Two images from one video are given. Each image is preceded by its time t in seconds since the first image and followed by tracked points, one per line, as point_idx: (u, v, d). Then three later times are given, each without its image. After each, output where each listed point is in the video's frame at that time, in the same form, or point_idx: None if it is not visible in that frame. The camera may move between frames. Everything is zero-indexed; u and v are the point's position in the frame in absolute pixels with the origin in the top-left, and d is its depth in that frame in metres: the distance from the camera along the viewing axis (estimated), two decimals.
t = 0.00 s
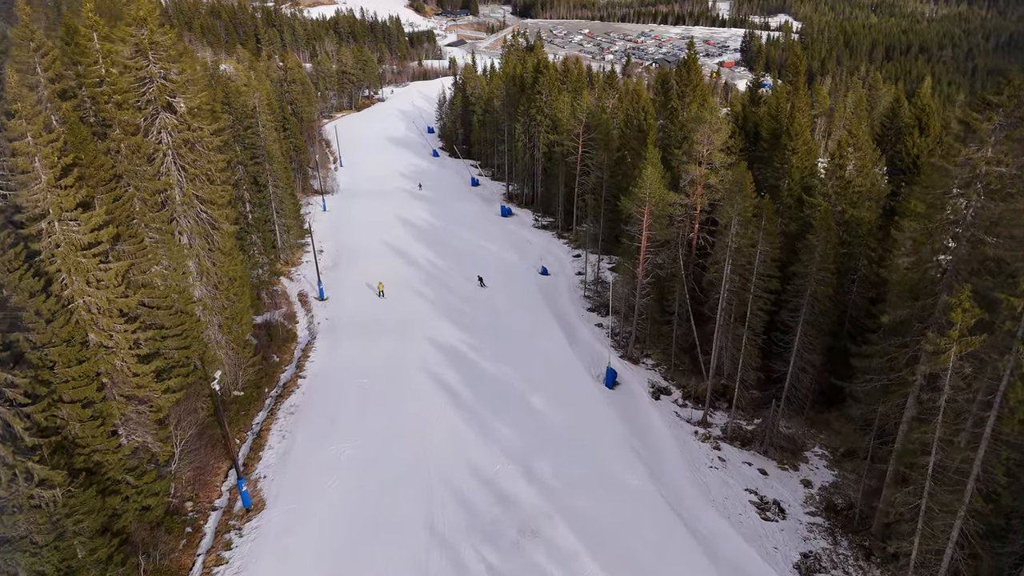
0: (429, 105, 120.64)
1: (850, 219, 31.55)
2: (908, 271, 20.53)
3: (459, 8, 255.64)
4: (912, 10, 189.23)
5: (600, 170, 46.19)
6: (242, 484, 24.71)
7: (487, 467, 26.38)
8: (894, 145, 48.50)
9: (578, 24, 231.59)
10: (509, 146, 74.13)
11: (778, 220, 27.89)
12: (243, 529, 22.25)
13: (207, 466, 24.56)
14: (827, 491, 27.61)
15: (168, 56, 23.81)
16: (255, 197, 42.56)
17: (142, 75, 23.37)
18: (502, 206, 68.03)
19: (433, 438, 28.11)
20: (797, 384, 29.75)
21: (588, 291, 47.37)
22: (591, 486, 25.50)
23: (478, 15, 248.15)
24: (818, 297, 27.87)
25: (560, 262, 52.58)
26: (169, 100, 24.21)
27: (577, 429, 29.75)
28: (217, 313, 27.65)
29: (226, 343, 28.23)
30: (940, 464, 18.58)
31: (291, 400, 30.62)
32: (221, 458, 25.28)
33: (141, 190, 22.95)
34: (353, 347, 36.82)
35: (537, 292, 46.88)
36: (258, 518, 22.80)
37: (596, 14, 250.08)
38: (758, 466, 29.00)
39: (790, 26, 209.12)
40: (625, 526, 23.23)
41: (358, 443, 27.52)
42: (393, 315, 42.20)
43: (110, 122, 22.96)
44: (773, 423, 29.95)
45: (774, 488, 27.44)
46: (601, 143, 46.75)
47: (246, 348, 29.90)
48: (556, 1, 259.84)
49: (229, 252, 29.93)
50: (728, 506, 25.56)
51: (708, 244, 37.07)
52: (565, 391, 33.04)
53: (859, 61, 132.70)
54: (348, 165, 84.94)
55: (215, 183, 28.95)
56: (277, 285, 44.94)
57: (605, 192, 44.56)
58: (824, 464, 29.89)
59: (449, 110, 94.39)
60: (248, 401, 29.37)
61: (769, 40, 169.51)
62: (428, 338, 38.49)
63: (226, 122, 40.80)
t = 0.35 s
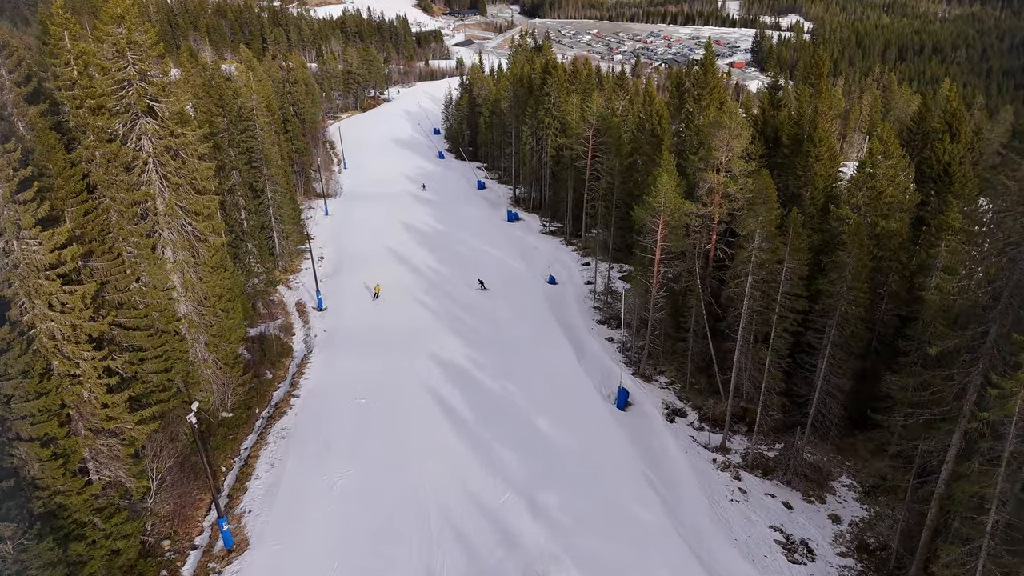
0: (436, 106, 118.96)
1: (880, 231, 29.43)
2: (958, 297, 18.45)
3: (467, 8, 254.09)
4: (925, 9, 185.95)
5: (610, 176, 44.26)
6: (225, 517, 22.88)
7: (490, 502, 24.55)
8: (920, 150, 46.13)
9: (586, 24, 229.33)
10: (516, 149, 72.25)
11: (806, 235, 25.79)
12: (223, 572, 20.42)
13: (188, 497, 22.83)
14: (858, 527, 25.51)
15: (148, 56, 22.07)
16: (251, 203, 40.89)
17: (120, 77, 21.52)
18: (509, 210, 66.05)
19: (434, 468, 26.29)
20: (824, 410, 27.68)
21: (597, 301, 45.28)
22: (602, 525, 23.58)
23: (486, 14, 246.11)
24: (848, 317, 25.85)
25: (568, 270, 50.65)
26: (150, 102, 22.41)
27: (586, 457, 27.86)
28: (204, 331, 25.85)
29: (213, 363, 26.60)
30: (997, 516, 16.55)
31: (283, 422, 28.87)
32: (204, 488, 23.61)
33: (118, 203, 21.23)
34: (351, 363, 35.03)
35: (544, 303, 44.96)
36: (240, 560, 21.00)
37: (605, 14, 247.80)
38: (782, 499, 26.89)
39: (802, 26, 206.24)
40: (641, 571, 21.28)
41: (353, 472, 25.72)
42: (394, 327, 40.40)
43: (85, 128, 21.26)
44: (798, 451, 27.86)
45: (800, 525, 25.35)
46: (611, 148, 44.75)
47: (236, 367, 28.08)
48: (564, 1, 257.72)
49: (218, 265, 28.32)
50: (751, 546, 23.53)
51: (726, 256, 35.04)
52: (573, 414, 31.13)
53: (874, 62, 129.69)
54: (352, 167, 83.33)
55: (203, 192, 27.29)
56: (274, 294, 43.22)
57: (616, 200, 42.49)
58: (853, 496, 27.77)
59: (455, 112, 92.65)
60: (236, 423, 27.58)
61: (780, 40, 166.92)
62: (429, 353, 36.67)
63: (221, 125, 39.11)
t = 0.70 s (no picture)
0: (442, 107, 117.26)
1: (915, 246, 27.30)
2: (1018, 328, 16.42)
3: (474, 8, 252.53)
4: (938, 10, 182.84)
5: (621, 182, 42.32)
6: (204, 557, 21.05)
7: (492, 540, 22.68)
8: (947, 157, 43.94)
9: (594, 24, 227.23)
10: (523, 152, 70.39)
11: (836, 252, 23.77)
12: None
13: (165, 536, 21.07)
14: (893, 571, 23.39)
15: (124, 57, 20.52)
16: (247, 210, 39.35)
17: (93, 79, 19.92)
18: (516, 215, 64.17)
19: (433, 499, 24.46)
20: (854, 440, 25.55)
21: (607, 313, 43.22)
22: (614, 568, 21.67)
23: (494, 14, 244.55)
24: (883, 342, 23.80)
25: (576, 279, 48.73)
26: (126, 107, 20.81)
27: (597, 488, 25.94)
28: (189, 351, 24.02)
29: (198, 385, 24.56)
30: None
31: (273, 446, 27.09)
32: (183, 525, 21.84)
33: (89, 216, 19.53)
34: (348, 380, 33.25)
35: (552, 314, 43.03)
36: None
37: (613, 14, 245.59)
38: (808, 537, 24.77)
39: (813, 26, 203.51)
40: None
41: (346, 505, 23.89)
42: (394, 340, 38.60)
43: (55, 136, 19.66)
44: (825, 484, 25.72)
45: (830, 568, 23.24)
46: (623, 153, 42.81)
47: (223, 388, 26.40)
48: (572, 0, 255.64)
49: (205, 280, 26.65)
50: None
51: (745, 270, 33.00)
52: (582, 438, 29.21)
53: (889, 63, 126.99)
54: (356, 169, 81.70)
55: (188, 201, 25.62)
56: (270, 304, 41.58)
57: (627, 208, 40.53)
58: (885, 533, 25.69)
59: (462, 113, 90.90)
60: (222, 449, 25.86)
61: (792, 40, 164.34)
62: (430, 369, 34.83)
63: (215, 129, 37.66)
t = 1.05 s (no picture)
0: (449, 108, 115.53)
1: (956, 265, 25.14)
2: None
3: (482, 7, 251.02)
4: (951, 10, 179.86)
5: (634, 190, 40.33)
6: None
7: None
8: (979, 164, 41.57)
9: (604, 24, 224.61)
10: (531, 154, 68.38)
11: (873, 273, 21.69)
12: None
13: None
14: None
15: (96, 58, 18.69)
16: (242, 217, 37.77)
17: (60, 82, 18.15)
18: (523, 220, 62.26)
19: (433, 539, 22.64)
20: (889, 476, 23.37)
21: (618, 326, 41.17)
22: None
23: (502, 14, 243.09)
24: (923, 371, 21.68)
25: (586, 289, 46.77)
26: (97, 113, 19.02)
27: (609, 526, 24.04)
28: (172, 375, 22.15)
29: (182, 411, 22.64)
30: None
31: (262, 475, 25.35)
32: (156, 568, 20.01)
33: (54, 234, 17.86)
34: (344, 399, 31.48)
35: (560, 327, 41.10)
36: None
37: (623, 14, 243.41)
38: None
39: (826, 26, 200.32)
40: None
41: (338, 544, 22.11)
42: (395, 355, 36.80)
43: (18, 145, 17.99)
44: (856, 523, 23.35)
45: None
46: (635, 159, 40.82)
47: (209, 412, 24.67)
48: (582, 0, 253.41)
49: (190, 296, 24.82)
50: None
51: (767, 286, 30.92)
52: (593, 468, 27.32)
53: (904, 64, 124.41)
54: (360, 172, 80.10)
55: (174, 214, 23.92)
56: (266, 315, 39.93)
57: (640, 217, 38.54)
58: None
59: (469, 114, 89.08)
60: (206, 478, 24.08)
61: (804, 41, 161.54)
62: (432, 388, 32.96)
63: (210, 134, 36.12)
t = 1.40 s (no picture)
0: (456, 109, 113.82)
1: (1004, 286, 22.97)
2: None
3: (490, 7, 249.43)
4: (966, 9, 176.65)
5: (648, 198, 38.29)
6: None
7: None
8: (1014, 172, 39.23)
9: (613, 24, 222.37)
10: (539, 158, 66.42)
11: (917, 299, 19.61)
12: None
13: None
14: None
15: (61, 60, 16.95)
16: (236, 225, 36.16)
17: (21, 87, 16.57)
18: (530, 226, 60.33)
19: None
20: (932, 519, 21.15)
21: (630, 340, 39.16)
22: None
23: (511, 13, 241.43)
24: (974, 407, 19.52)
25: (596, 300, 44.79)
26: (65, 120, 17.28)
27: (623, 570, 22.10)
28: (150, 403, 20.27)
29: (162, 440, 20.77)
30: None
31: (249, 507, 23.58)
32: None
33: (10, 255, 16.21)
34: (340, 421, 29.66)
35: (569, 342, 39.12)
36: None
37: (632, 14, 241.25)
38: None
39: (839, 26, 197.45)
40: None
41: None
42: (395, 371, 34.95)
43: None
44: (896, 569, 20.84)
45: None
46: (649, 165, 38.80)
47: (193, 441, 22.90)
48: None
49: (173, 315, 23.03)
50: None
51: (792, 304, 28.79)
52: (605, 502, 25.39)
53: (919, 64, 121.57)
54: (365, 174, 78.46)
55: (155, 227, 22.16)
56: (262, 327, 38.29)
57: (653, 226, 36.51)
58: None
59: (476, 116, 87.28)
60: (186, 513, 22.34)
61: (817, 41, 158.84)
62: (433, 409, 31.10)
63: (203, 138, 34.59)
